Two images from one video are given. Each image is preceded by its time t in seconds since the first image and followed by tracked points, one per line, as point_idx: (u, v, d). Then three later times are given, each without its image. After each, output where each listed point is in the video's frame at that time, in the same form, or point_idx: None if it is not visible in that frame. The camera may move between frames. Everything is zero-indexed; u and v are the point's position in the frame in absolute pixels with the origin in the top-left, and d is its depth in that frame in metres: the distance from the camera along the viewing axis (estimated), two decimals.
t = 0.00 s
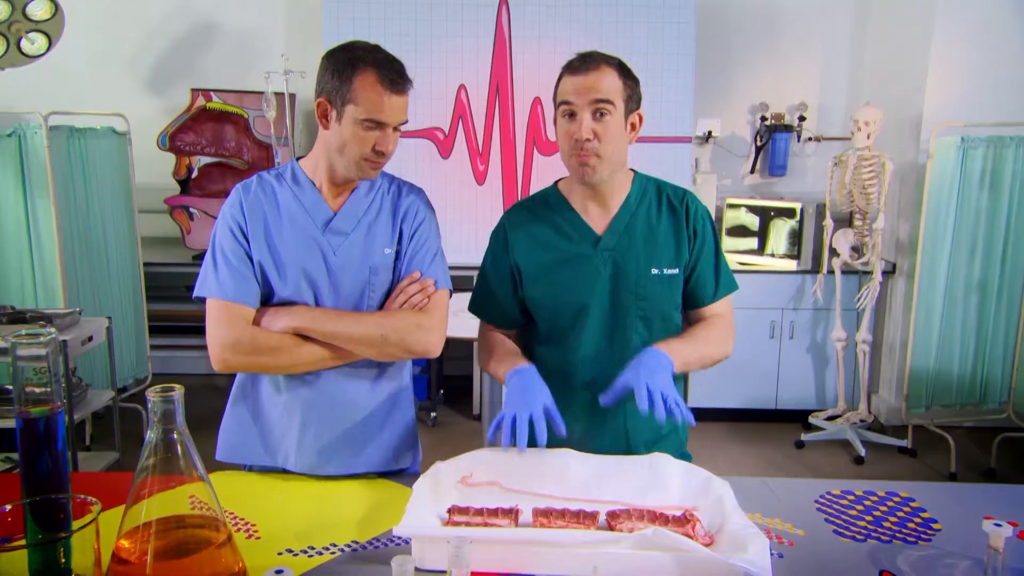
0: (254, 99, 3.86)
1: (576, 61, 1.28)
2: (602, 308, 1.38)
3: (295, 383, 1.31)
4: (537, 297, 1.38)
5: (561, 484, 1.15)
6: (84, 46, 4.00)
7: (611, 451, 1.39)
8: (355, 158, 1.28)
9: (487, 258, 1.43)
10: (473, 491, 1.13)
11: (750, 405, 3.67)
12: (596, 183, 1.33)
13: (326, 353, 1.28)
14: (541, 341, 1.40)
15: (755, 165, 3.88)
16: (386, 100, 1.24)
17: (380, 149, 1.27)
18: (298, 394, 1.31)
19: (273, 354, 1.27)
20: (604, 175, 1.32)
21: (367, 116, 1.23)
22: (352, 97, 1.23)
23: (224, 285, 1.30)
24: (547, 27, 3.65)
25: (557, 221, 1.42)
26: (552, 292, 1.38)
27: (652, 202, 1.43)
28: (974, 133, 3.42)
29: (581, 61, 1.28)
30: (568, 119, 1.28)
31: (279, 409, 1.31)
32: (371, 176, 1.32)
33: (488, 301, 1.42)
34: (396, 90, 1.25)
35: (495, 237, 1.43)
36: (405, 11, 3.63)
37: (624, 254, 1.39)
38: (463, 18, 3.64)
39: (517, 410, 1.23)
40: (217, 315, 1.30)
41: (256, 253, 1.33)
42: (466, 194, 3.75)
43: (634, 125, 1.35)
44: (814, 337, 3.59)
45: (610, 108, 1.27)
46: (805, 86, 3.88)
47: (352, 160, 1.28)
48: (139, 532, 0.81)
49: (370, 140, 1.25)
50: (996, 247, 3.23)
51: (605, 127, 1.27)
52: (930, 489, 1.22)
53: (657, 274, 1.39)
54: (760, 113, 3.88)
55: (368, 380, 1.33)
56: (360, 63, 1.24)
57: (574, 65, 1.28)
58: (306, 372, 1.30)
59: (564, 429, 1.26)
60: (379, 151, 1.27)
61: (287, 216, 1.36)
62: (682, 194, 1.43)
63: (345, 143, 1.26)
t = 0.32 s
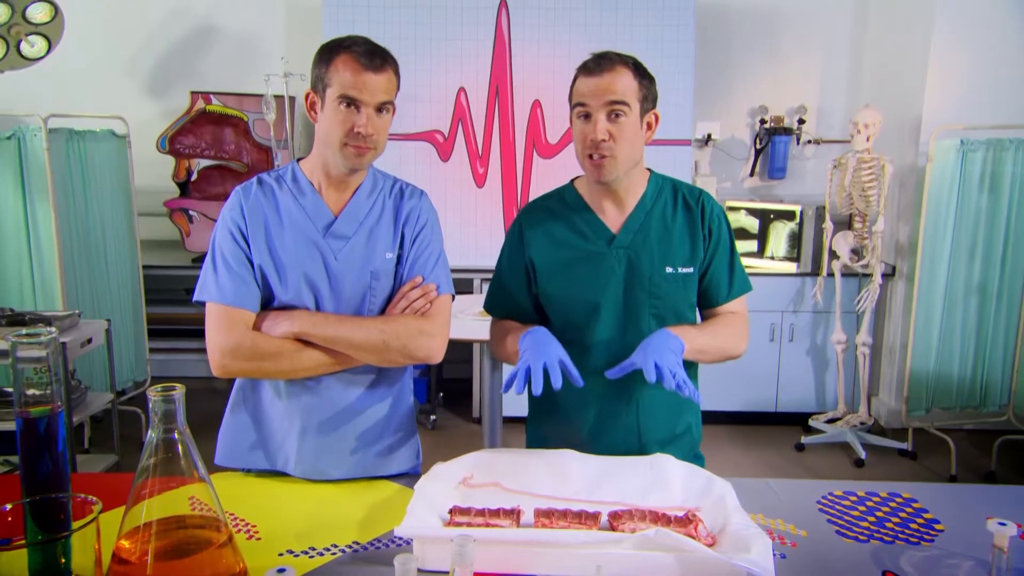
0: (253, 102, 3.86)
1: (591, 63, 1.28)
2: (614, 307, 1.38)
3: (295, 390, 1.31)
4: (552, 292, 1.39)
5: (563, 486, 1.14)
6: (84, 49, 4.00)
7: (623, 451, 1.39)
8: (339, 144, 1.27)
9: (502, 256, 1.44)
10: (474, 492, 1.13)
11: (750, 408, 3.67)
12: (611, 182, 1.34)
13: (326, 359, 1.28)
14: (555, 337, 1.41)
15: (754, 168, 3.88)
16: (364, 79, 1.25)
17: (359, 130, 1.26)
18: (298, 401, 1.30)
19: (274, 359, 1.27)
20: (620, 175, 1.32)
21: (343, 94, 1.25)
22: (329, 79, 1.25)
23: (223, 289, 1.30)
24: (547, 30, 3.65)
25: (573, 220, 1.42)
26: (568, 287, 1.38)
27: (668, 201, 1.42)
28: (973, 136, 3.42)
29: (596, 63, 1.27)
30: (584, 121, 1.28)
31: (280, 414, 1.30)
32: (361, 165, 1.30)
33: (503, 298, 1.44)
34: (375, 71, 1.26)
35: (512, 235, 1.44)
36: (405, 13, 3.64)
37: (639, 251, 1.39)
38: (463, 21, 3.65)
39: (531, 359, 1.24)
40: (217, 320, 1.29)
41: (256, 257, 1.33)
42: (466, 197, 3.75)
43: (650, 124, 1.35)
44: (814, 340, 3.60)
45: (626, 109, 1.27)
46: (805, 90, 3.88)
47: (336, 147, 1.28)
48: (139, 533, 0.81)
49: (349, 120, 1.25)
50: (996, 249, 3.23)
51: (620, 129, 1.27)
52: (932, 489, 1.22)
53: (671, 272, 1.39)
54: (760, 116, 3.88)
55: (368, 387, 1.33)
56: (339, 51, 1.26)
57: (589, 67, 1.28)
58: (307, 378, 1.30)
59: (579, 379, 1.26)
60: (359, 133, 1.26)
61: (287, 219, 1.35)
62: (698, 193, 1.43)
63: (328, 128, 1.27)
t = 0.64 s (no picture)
0: (252, 105, 3.85)
1: (605, 63, 1.29)
2: (623, 308, 1.38)
3: (295, 393, 1.30)
4: (563, 292, 1.39)
5: (565, 486, 1.14)
6: (83, 52, 4.00)
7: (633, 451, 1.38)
8: (334, 143, 1.27)
9: (514, 256, 1.45)
10: (475, 493, 1.13)
11: (749, 411, 3.66)
12: (627, 183, 1.34)
13: (326, 362, 1.28)
14: (565, 337, 1.41)
15: (753, 171, 3.89)
16: (359, 75, 1.25)
17: (355, 129, 1.25)
18: (298, 404, 1.30)
19: (273, 363, 1.26)
20: (635, 176, 1.32)
21: (338, 92, 1.24)
22: (324, 78, 1.25)
23: (222, 294, 1.29)
24: (546, 32, 3.65)
25: (586, 220, 1.42)
26: (579, 286, 1.39)
27: (680, 201, 1.42)
28: (972, 138, 3.43)
29: (609, 62, 1.28)
30: (599, 121, 1.29)
31: (280, 417, 1.30)
32: (359, 163, 1.29)
33: (513, 297, 1.44)
34: (369, 67, 1.26)
35: (524, 235, 1.44)
36: (404, 17, 3.64)
37: (650, 251, 1.39)
38: (463, 24, 3.65)
39: (532, 407, 1.22)
40: (216, 323, 1.29)
41: (254, 261, 1.33)
42: (466, 200, 3.75)
43: (663, 122, 1.35)
44: (813, 343, 3.60)
45: (640, 109, 1.28)
46: (803, 93, 3.89)
47: (331, 146, 1.27)
48: (139, 533, 0.80)
49: (345, 118, 1.25)
50: (995, 251, 3.23)
51: (635, 128, 1.28)
52: (934, 490, 1.22)
53: (683, 273, 1.39)
54: (758, 120, 3.89)
55: (370, 389, 1.32)
56: (333, 49, 1.26)
57: (602, 67, 1.29)
58: (307, 381, 1.30)
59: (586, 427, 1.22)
60: (355, 131, 1.26)
61: (287, 223, 1.35)
62: (710, 194, 1.43)
63: (324, 127, 1.27)
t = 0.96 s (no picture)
0: (251, 108, 3.85)
1: (603, 61, 1.29)
2: (620, 308, 1.38)
3: (295, 393, 1.30)
4: (560, 291, 1.39)
5: (567, 487, 1.13)
6: (82, 55, 4.00)
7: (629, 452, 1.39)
8: (333, 141, 1.26)
9: (510, 256, 1.44)
10: (477, 493, 1.12)
11: (749, 414, 3.66)
12: (625, 184, 1.34)
13: (325, 362, 1.28)
14: (562, 338, 1.40)
15: (752, 174, 3.89)
16: (358, 74, 1.24)
17: (354, 127, 1.25)
18: (299, 404, 1.29)
19: (273, 363, 1.26)
20: (635, 176, 1.32)
21: (337, 91, 1.24)
22: (323, 77, 1.25)
23: (222, 293, 1.29)
24: (546, 35, 3.66)
25: (582, 219, 1.42)
26: (575, 286, 1.38)
27: (677, 200, 1.42)
28: (971, 140, 3.43)
29: (609, 60, 1.28)
30: (597, 119, 1.29)
31: (280, 417, 1.29)
32: (358, 162, 1.29)
33: (509, 298, 1.43)
34: (370, 66, 1.26)
35: (519, 235, 1.44)
36: (404, 19, 3.64)
37: (647, 250, 1.39)
38: (463, 27, 3.65)
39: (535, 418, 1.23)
40: (216, 323, 1.29)
41: (254, 261, 1.33)
42: (465, 203, 3.75)
43: (660, 123, 1.36)
44: (813, 346, 3.59)
45: (639, 107, 1.28)
46: (802, 96, 3.90)
47: (331, 145, 1.27)
48: (139, 533, 0.80)
49: (343, 116, 1.25)
50: (994, 253, 3.23)
51: (634, 126, 1.28)
52: (936, 490, 1.21)
53: (680, 272, 1.39)
54: (758, 122, 3.89)
55: (370, 389, 1.32)
56: (334, 48, 1.25)
57: (601, 65, 1.29)
58: (307, 381, 1.30)
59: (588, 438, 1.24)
60: (354, 129, 1.25)
61: (287, 223, 1.35)
62: (707, 193, 1.43)
63: (323, 126, 1.26)
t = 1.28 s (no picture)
0: (251, 111, 3.85)
1: (574, 60, 1.31)
2: (606, 307, 1.38)
3: (297, 393, 1.29)
4: (546, 292, 1.39)
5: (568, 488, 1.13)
6: (82, 59, 4.01)
7: (622, 454, 1.39)
8: (334, 141, 1.27)
9: (495, 261, 1.45)
10: (477, 494, 1.12)
11: (749, 417, 3.65)
12: (600, 177, 1.35)
13: (326, 362, 1.27)
14: (550, 340, 1.40)
15: (751, 177, 3.90)
16: (360, 74, 1.25)
17: (356, 126, 1.25)
18: (300, 404, 1.29)
19: (275, 363, 1.25)
20: (609, 170, 1.34)
21: (339, 91, 1.24)
22: (324, 77, 1.25)
23: (223, 294, 1.29)
24: (545, 39, 3.67)
25: (564, 220, 1.43)
26: (560, 286, 1.39)
27: (659, 197, 1.43)
28: (970, 143, 3.43)
29: (579, 59, 1.30)
30: (570, 116, 1.30)
31: (281, 418, 1.29)
32: (359, 161, 1.29)
33: (496, 301, 1.44)
34: (370, 64, 1.26)
35: (502, 238, 1.44)
36: (404, 23, 3.65)
37: (632, 248, 1.39)
38: (463, 31, 3.66)
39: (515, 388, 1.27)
40: (217, 323, 1.28)
41: (255, 261, 1.32)
42: (465, 206, 3.75)
43: (635, 118, 1.36)
44: (813, 349, 3.59)
45: (611, 102, 1.29)
46: (801, 101, 3.91)
47: (332, 145, 1.27)
48: (140, 533, 0.79)
49: (345, 116, 1.25)
50: (994, 255, 3.24)
51: (606, 121, 1.29)
52: (937, 492, 1.21)
53: (665, 267, 1.39)
54: (757, 126, 3.90)
55: (370, 390, 1.31)
56: (336, 47, 1.25)
57: (572, 63, 1.31)
58: (308, 381, 1.29)
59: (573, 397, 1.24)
60: (356, 128, 1.25)
61: (286, 223, 1.34)
62: (690, 189, 1.44)
63: (325, 125, 1.26)
